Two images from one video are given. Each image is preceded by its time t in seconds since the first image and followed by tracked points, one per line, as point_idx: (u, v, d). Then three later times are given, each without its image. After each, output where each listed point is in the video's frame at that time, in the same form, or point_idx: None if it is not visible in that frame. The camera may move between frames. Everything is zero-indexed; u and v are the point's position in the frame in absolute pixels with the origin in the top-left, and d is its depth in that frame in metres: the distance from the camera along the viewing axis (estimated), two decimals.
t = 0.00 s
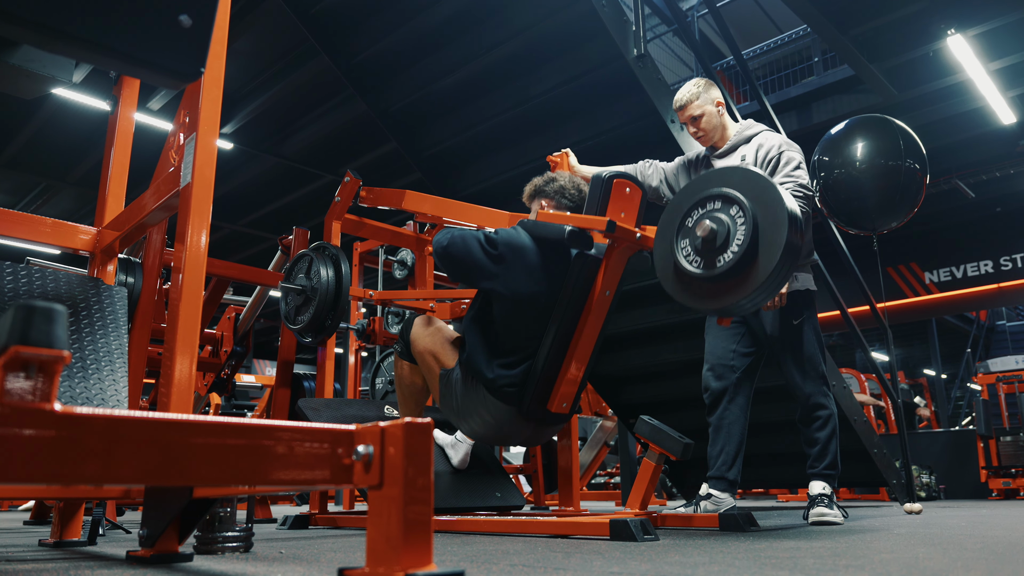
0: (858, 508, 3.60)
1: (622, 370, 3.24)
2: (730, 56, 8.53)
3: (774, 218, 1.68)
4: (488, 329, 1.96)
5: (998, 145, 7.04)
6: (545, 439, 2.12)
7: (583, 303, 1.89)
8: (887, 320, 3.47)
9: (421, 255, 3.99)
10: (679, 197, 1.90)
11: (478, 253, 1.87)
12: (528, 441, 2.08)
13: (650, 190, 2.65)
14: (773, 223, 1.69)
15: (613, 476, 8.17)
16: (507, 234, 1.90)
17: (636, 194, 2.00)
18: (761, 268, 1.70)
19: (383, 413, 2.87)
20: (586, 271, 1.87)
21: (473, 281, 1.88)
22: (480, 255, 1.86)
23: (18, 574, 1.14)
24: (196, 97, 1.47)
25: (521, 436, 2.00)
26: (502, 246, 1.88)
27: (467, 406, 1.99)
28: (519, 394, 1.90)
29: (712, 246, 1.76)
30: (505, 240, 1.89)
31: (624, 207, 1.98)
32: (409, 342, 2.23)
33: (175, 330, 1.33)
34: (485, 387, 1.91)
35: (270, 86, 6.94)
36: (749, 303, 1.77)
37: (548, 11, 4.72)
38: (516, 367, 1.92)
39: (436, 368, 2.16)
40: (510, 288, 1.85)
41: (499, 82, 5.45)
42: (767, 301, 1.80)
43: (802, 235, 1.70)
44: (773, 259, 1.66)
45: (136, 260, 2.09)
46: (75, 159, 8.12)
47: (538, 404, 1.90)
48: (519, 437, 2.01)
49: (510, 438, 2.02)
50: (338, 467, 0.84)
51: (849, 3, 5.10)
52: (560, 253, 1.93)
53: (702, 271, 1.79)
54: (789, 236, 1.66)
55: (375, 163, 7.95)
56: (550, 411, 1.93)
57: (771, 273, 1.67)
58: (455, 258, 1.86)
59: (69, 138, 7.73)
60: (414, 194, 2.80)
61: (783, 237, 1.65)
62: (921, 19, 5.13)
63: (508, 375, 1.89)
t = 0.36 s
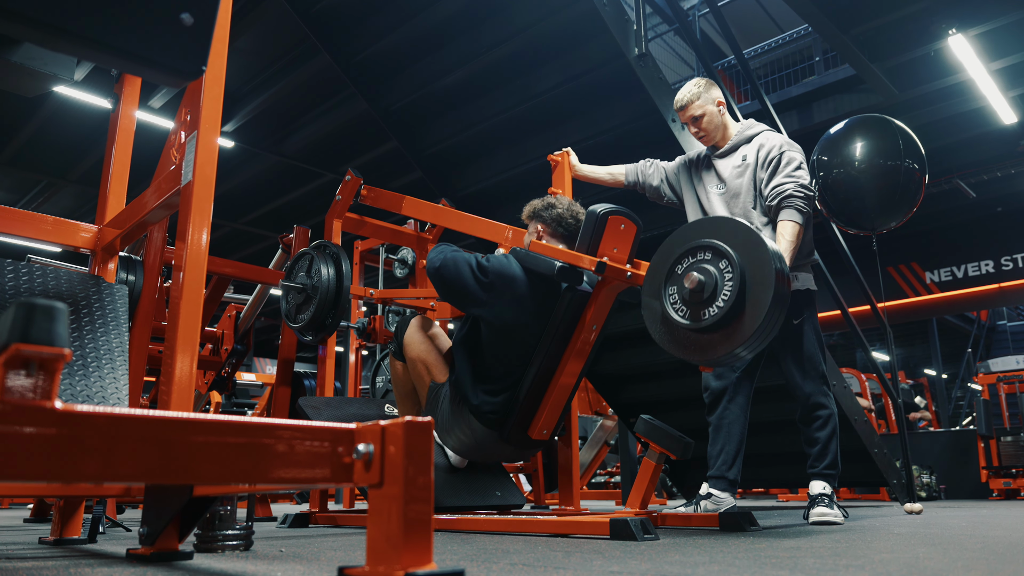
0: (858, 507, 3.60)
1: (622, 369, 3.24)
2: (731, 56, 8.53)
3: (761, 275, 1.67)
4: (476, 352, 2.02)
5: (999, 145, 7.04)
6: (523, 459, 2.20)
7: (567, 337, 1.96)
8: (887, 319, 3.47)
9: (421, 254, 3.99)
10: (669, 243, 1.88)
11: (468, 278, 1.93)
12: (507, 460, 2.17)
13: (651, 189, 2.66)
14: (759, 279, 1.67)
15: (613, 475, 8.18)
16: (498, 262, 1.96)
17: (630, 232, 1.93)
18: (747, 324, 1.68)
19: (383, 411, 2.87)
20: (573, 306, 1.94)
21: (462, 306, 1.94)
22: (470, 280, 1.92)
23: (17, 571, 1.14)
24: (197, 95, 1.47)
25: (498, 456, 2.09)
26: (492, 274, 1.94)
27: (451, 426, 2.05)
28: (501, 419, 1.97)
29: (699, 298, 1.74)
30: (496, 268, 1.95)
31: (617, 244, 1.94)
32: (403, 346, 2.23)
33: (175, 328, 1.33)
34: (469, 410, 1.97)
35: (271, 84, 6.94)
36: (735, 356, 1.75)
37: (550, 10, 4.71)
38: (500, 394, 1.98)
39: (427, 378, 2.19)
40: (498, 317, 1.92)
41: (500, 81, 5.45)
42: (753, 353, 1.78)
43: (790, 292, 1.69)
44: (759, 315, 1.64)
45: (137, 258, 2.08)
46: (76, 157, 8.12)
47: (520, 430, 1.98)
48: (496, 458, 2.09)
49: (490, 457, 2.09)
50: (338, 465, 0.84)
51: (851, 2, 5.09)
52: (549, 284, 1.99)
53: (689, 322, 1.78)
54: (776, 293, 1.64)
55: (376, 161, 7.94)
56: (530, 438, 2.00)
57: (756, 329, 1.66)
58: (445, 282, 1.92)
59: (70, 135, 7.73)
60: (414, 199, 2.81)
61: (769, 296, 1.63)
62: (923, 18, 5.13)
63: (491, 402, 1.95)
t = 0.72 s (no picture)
0: (858, 507, 3.59)
1: (622, 369, 3.24)
2: (732, 56, 8.53)
3: (758, 291, 1.72)
4: (472, 357, 2.02)
5: (1000, 145, 7.03)
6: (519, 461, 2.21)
7: (564, 343, 1.96)
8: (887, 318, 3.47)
9: (422, 254, 3.98)
10: (666, 253, 1.92)
11: (466, 285, 1.91)
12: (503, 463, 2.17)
13: (652, 188, 2.66)
14: (756, 293, 1.73)
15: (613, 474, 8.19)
16: (496, 269, 1.96)
17: (628, 240, 1.94)
18: (742, 336, 1.74)
19: (384, 411, 2.87)
20: (571, 313, 1.92)
21: (459, 312, 1.94)
22: (467, 287, 1.91)
23: (17, 570, 1.14)
24: (197, 94, 1.47)
25: (494, 459, 2.10)
26: (490, 280, 1.94)
27: (448, 431, 2.05)
28: (497, 425, 1.97)
29: (696, 309, 1.79)
30: (493, 274, 1.95)
31: (615, 252, 1.95)
32: (402, 348, 2.23)
33: (175, 327, 1.32)
34: (465, 416, 1.98)
35: (272, 83, 6.94)
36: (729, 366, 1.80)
37: (551, 9, 4.71)
38: (496, 400, 1.98)
39: (425, 381, 2.20)
40: (496, 323, 1.92)
41: (501, 80, 5.44)
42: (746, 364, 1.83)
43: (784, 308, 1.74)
44: (756, 328, 1.70)
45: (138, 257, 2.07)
46: (76, 155, 8.12)
47: (515, 436, 1.99)
48: (492, 461, 2.10)
49: (486, 460, 2.10)
50: (338, 464, 0.84)
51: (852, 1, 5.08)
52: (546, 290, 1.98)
53: (684, 333, 1.83)
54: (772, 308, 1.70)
55: (377, 160, 7.94)
56: (526, 443, 2.01)
57: (752, 341, 1.71)
58: (442, 289, 1.90)
59: (71, 134, 7.73)
60: (415, 199, 2.80)
61: (765, 311, 1.69)
62: (924, 18, 5.12)
63: (487, 408, 1.95)
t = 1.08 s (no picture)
0: (858, 508, 3.59)
1: (622, 369, 3.24)
2: (733, 56, 8.52)
3: (764, 269, 1.66)
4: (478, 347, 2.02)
5: (1001, 145, 7.03)
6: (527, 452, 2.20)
7: (569, 331, 1.96)
8: (886, 319, 3.47)
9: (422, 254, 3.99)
10: (672, 237, 1.87)
11: (470, 273, 1.92)
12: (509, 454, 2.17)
13: (652, 188, 2.66)
14: (762, 273, 1.67)
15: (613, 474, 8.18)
16: (500, 257, 1.95)
17: (632, 227, 1.95)
18: (749, 317, 1.68)
19: (384, 411, 2.87)
20: (576, 301, 1.92)
21: (463, 300, 1.94)
22: (472, 275, 1.91)
23: (17, 570, 1.14)
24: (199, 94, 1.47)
25: (501, 449, 2.10)
26: (494, 268, 1.93)
27: (453, 421, 2.05)
28: (503, 414, 1.97)
29: (702, 291, 1.73)
30: (498, 262, 1.94)
31: (619, 239, 1.95)
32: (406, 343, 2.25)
33: (175, 327, 1.32)
34: (471, 405, 1.98)
35: (272, 83, 6.94)
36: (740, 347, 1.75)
37: (551, 9, 4.71)
38: (502, 389, 1.98)
39: (430, 374, 2.20)
40: (500, 313, 1.91)
41: (501, 80, 5.44)
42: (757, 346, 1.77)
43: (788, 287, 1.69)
44: (763, 309, 1.64)
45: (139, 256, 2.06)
46: (77, 154, 8.12)
47: (522, 425, 1.98)
48: (499, 451, 2.10)
49: (493, 451, 2.10)
50: (339, 464, 0.84)
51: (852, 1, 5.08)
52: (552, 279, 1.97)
53: (692, 315, 1.77)
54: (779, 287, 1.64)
55: (377, 160, 7.94)
56: (532, 433, 2.01)
57: (759, 322, 1.65)
58: (447, 278, 1.92)
59: (71, 133, 7.73)
60: (416, 196, 2.79)
61: (772, 290, 1.63)
62: (925, 18, 5.12)
63: (493, 397, 1.95)
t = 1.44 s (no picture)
0: (860, 512, 3.58)
1: (623, 372, 3.24)
2: (733, 60, 8.53)
3: (780, 193, 1.75)
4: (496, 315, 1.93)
5: (1002, 148, 7.02)
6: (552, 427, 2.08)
7: (591, 287, 1.88)
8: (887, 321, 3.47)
9: (423, 258, 3.99)
10: (684, 177, 1.97)
11: (485, 238, 1.82)
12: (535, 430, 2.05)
13: (652, 192, 2.66)
14: (778, 198, 1.76)
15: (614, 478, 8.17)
16: (512, 220, 1.88)
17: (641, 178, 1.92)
18: (768, 240, 1.76)
19: (385, 413, 2.87)
20: (593, 255, 1.86)
21: (480, 267, 1.83)
22: (487, 240, 1.82)
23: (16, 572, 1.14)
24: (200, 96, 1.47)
25: (531, 423, 1.99)
26: (508, 231, 1.85)
27: (477, 394, 1.94)
28: (530, 377, 1.87)
29: (720, 221, 1.82)
30: (510, 225, 1.87)
31: (630, 191, 1.91)
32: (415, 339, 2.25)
33: (176, 330, 1.33)
34: (494, 373, 1.88)
35: (273, 85, 6.95)
36: (759, 273, 1.83)
37: (551, 12, 4.72)
38: (526, 352, 1.89)
39: (444, 360, 2.16)
40: (520, 274, 1.83)
41: (501, 83, 5.45)
42: (773, 274, 1.86)
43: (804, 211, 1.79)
44: (781, 229, 1.72)
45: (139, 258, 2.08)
46: (78, 157, 8.13)
47: (550, 389, 1.88)
48: (529, 425, 1.99)
49: (520, 426, 1.98)
50: (339, 467, 0.84)
51: (852, 5, 5.09)
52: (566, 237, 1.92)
53: (709, 246, 1.86)
54: (796, 208, 1.73)
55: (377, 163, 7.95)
56: (560, 396, 1.90)
57: (778, 245, 1.74)
58: (461, 247, 1.81)
59: (72, 136, 7.75)
60: (419, 190, 2.78)
61: (791, 209, 1.71)
62: (925, 21, 5.13)
63: (518, 359, 1.87)
